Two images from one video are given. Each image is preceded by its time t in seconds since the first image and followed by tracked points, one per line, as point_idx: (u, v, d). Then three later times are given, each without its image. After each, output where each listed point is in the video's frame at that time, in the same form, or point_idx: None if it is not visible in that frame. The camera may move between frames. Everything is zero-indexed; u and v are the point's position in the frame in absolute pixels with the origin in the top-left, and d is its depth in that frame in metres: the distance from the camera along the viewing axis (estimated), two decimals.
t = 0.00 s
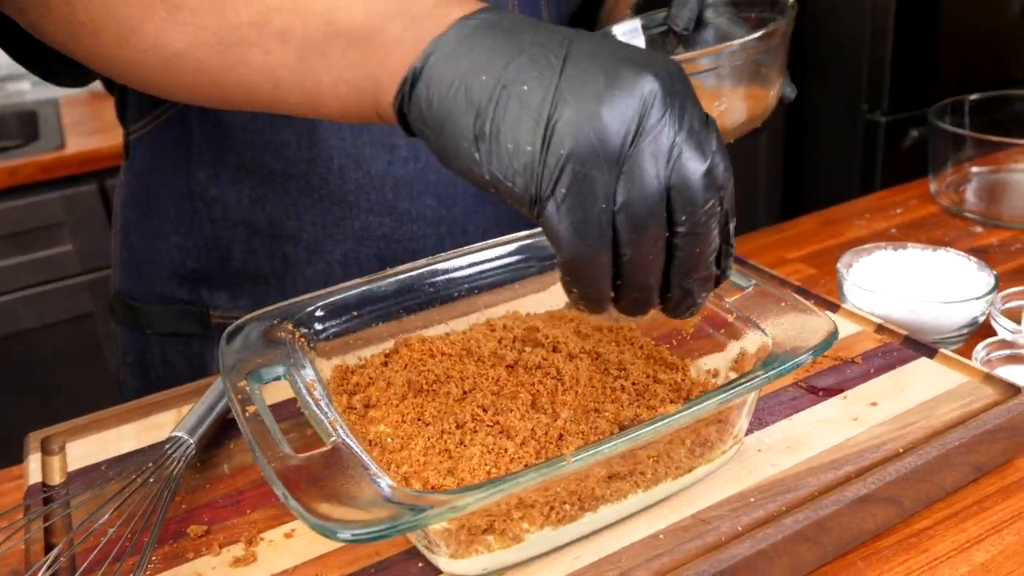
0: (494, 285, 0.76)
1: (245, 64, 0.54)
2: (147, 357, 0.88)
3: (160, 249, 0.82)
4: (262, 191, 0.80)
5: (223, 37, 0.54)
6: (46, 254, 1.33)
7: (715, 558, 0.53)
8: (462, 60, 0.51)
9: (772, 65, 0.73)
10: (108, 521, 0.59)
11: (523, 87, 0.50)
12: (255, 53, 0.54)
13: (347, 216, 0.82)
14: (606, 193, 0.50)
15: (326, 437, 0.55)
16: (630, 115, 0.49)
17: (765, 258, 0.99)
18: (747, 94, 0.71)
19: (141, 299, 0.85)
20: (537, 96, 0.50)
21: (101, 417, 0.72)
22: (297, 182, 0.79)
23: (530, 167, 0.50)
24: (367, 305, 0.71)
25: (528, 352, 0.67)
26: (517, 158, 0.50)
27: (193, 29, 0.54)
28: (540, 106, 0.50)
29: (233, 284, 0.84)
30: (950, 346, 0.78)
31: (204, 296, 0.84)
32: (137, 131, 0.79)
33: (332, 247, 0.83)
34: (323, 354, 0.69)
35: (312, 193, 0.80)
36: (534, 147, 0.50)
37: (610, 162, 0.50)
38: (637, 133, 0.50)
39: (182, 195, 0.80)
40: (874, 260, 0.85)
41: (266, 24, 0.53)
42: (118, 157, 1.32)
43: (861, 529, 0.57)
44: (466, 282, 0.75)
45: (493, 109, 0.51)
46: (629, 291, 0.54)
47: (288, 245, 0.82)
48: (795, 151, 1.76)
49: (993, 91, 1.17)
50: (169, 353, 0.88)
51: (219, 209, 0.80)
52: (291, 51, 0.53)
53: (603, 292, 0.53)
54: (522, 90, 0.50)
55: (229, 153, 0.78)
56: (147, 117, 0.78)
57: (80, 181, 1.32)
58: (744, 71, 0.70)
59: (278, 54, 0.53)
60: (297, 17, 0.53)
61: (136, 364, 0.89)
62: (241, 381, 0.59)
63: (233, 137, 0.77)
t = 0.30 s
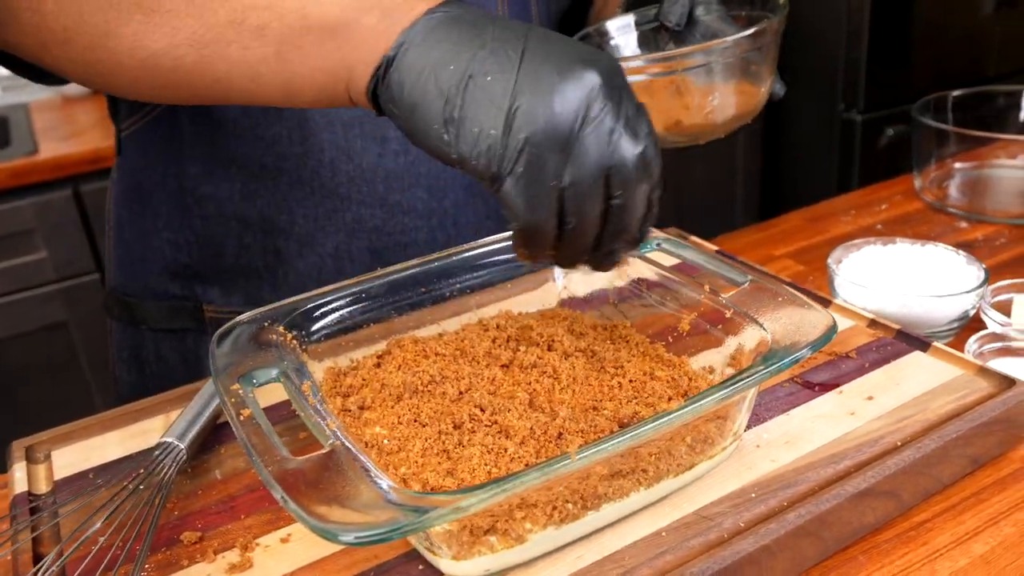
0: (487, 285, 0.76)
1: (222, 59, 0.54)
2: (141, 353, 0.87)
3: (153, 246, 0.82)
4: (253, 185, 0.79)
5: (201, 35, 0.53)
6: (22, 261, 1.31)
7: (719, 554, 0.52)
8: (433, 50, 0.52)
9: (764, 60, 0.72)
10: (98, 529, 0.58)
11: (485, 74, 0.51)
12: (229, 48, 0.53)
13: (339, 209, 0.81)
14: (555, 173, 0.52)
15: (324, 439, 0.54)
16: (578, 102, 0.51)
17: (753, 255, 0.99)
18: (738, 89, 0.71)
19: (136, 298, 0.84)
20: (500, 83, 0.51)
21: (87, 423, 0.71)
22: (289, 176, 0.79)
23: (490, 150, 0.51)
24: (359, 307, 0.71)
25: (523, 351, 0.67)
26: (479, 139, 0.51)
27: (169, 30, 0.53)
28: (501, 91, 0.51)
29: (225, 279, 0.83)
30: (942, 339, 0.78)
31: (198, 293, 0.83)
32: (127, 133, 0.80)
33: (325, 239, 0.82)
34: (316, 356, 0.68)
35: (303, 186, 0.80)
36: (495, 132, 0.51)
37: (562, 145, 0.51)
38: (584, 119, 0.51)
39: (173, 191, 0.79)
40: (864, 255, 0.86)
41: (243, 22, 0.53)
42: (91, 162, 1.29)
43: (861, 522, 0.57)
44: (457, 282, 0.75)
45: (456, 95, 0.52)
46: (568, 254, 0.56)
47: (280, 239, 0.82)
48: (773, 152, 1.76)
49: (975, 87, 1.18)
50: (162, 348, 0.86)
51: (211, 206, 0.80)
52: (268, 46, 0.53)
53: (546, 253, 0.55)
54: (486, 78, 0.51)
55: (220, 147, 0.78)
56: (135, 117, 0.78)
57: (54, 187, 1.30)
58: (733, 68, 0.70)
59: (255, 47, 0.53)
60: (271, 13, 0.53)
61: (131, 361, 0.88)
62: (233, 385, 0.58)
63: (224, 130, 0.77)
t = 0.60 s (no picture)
0: (473, 283, 0.74)
1: (185, 82, 0.55)
2: (124, 350, 0.89)
3: (134, 242, 0.83)
4: (228, 178, 0.79)
5: (165, 56, 0.54)
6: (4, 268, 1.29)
7: (715, 549, 0.51)
8: (387, 72, 0.53)
9: (740, 57, 0.72)
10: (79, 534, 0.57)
11: (439, 90, 0.53)
12: (193, 70, 0.55)
13: (314, 202, 0.80)
14: (519, 178, 0.53)
15: (311, 438, 0.52)
16: (534, 109, 0.52)
17: (743, 251, 0.99)
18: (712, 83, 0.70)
19: (118, 294, 0.86)
20: (455, 98, 0.52)
21: (68, 427, 0.69)
22: (262, 168, 0.79)
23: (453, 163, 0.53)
24: (347, 305, 0.69)
25: (513, 348, 0.65)
26: (440, 154, 0.53)
27: (134, 50, 0.54)
28: (457, 105, 0.52)
29: (203, 275, 0.84)
30: (935, 332, 0.78)
31: (176, 288, 0.84)
32: (108, 128, 0.82)
33: (301, 232, 0.82)
34: (302, 356, 0.66)
35: (277, 178, 0.79)
36: (454, 146, 0.52)
37: (523, 152, 0.52)
38: (542, 124, 0.52)
39: (150, 187, 0.80)
40: (855, 248, 0.85)
41: (205, 48, 0.54)
42: (69, 167, 1.27)
43: (858, 515, 0.56)
44: (444, 279, 0.73)
45: (414, 111, 0.53)
46: (538, 252, 0.57)
47: (255, 232, 0.81)
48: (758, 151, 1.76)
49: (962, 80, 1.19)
50: (143, 345, 0.88)
51: (186, 199, 0.80)
52: (231, 71, 0.54)
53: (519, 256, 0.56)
54: (440, 95, 0.53)
55: (194, 142, 0.78)
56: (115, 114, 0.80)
57: (33, 192, 1.28)
58: (707, 61, 0.68)
59: (217, 73, 0.55)
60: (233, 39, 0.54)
61: (113, 357, 0.90)
62: (217, 385, 0.56)
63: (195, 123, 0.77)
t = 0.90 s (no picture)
0: (464, 273, 0.72)
1: (177, 74, 0.55)
2: (113, 338, 0.86)
3: (122, 227, 0.81)
4: (216, 164, 0.77)
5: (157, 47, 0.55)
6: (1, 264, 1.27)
7: (718, 541, 0.49)
8: (364, 59, 0.51)
9: (731, 47, 0.68)
10: (54, 518, 0.54)
11: (415, 76, 0.51)
12: (185, 62, 0.55)
13: (296, 189, 0.78)
14: (499, 164, 0.50)
15: (291, 419, 0.50)
16: (513, 92, 0.49)
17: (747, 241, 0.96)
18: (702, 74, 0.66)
19: (106, 279, 0.84)
20: (431, 85, 0.50)
21: (49, 412, 0.67)
22: (248, 157, 0.77)
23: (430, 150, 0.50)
24: (336, 289, 0.67)
25: (507, 331, 0.63)
26: (417, 143, 0.51)
27: (127, 43, 0.55)
28: (433, 91, 0.50)
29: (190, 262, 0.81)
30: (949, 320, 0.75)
31: (163, 275, 0.82)
32: (103, 113, 0.80)
33: (282, 222, 0.79)
34: (290, 341, 0.64)
35: (261, 165, 0.77)
36: (431, 133, 0.50)
37: (502, 137, 0.50)
38: (522, 108, 0.49)
39: (138, 172, 0.78)
40: (865, 234, 0.82)
41: (195, 39, 0.54)
42: (73, 165, 1.25)
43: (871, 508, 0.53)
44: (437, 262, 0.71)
45: (390, 98, 0.51)
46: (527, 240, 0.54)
47: (238, 220, 0.79)
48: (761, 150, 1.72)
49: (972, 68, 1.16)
50: (133, 332, 0.85)
51: (174, 184, 0.78)
52: (221, 62, 0.54)
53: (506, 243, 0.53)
54: (416, 81, 0.50)
55: (184, 125, 0.76)
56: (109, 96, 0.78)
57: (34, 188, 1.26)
58: (699, 51, 0.65)
59: (208, 64, 0.54)
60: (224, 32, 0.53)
61: (104, 345, 0.87)
62: (197, 364, 0.54)
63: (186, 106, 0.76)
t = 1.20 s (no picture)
0: (468, 261, 0.70)
1: (164, 44, 0.56)
2: (118, 317, 0.84)
3: (131, 205, 0.79)
4: (229, 139, 0.76)
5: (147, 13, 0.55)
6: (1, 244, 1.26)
7: (712, 541, 0.47)
8: (357, 32, 0.50)
9: (772, 24, 0.66)
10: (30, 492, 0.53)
11: (405, 49, 0.49)
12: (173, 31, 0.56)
13: (312, 166, 0.77)
14: (494, 135, 0.47)
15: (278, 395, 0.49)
16: (504, 59, 0.47)
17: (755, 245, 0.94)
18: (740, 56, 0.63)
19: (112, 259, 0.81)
20: (422, 55, 0.48)
21: (36, 386, 0.65)
22: (263, 131, 0.76)
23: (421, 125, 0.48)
24: (333, 271, 0.65)
25: (506, 319, 0.61)
26: (407, 118, 0.49)
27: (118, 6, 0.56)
28: (422, 63, 0.48)
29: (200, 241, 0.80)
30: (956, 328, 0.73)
31: (171, 254, 0.80)
32: (115, 91, 0.79)
33: (297, 199, 0.78)
34: (286, 323, 0.62)
35: (275, 140, 0.76)
36: (422, 106, 0.48)
37: (495, 106, 0.47)
38: (513, 75, 0.47)
39: (149, 147, 0.77)
40: (873, 239, 0.81)
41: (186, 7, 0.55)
42: (87, 148, 1.23)
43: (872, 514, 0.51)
44: (437, 249, 0.69)
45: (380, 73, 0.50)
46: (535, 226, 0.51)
47: (252, 196, 0.78)
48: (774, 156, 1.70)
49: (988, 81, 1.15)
50: (138, 312, 0.83)
51: (185, 160, 0.76)
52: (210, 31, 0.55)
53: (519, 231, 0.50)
54: (406, 54, 0.49)
55: (196, 100, 0.75)
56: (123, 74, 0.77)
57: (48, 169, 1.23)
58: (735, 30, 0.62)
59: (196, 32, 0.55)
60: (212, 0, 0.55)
61: (108, 325, 0.85)
62: (185, 338, 0.53)
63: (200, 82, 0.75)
